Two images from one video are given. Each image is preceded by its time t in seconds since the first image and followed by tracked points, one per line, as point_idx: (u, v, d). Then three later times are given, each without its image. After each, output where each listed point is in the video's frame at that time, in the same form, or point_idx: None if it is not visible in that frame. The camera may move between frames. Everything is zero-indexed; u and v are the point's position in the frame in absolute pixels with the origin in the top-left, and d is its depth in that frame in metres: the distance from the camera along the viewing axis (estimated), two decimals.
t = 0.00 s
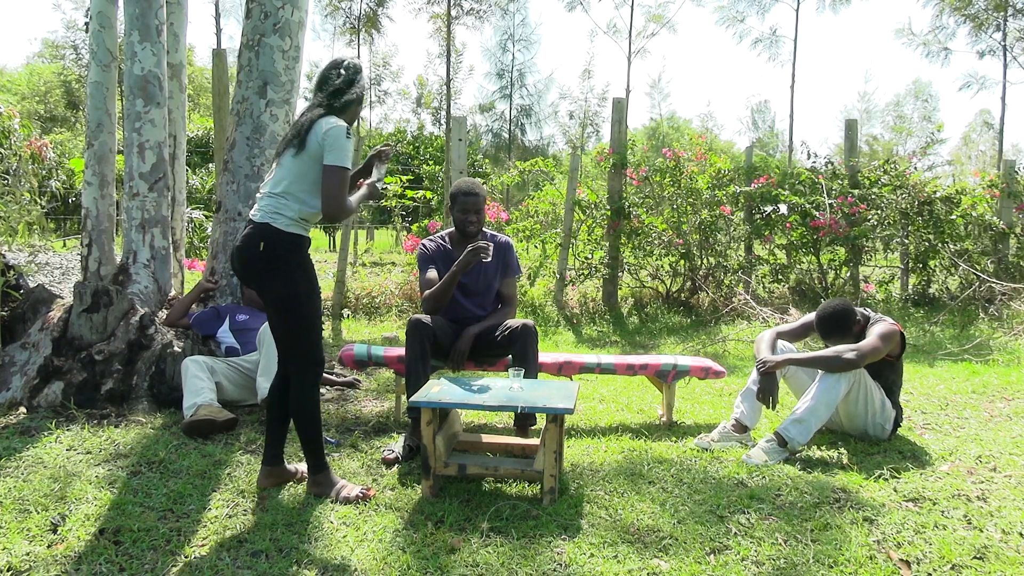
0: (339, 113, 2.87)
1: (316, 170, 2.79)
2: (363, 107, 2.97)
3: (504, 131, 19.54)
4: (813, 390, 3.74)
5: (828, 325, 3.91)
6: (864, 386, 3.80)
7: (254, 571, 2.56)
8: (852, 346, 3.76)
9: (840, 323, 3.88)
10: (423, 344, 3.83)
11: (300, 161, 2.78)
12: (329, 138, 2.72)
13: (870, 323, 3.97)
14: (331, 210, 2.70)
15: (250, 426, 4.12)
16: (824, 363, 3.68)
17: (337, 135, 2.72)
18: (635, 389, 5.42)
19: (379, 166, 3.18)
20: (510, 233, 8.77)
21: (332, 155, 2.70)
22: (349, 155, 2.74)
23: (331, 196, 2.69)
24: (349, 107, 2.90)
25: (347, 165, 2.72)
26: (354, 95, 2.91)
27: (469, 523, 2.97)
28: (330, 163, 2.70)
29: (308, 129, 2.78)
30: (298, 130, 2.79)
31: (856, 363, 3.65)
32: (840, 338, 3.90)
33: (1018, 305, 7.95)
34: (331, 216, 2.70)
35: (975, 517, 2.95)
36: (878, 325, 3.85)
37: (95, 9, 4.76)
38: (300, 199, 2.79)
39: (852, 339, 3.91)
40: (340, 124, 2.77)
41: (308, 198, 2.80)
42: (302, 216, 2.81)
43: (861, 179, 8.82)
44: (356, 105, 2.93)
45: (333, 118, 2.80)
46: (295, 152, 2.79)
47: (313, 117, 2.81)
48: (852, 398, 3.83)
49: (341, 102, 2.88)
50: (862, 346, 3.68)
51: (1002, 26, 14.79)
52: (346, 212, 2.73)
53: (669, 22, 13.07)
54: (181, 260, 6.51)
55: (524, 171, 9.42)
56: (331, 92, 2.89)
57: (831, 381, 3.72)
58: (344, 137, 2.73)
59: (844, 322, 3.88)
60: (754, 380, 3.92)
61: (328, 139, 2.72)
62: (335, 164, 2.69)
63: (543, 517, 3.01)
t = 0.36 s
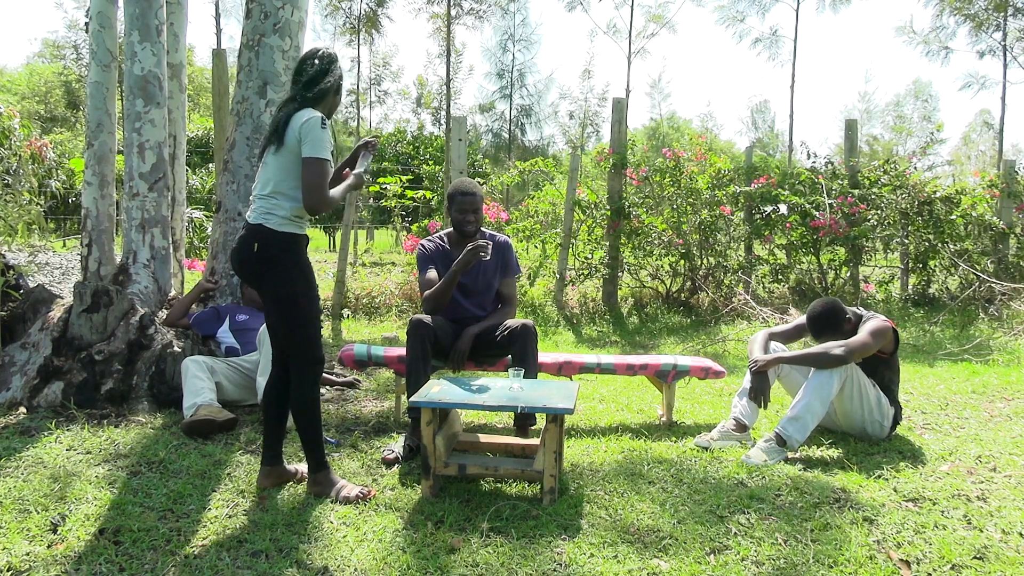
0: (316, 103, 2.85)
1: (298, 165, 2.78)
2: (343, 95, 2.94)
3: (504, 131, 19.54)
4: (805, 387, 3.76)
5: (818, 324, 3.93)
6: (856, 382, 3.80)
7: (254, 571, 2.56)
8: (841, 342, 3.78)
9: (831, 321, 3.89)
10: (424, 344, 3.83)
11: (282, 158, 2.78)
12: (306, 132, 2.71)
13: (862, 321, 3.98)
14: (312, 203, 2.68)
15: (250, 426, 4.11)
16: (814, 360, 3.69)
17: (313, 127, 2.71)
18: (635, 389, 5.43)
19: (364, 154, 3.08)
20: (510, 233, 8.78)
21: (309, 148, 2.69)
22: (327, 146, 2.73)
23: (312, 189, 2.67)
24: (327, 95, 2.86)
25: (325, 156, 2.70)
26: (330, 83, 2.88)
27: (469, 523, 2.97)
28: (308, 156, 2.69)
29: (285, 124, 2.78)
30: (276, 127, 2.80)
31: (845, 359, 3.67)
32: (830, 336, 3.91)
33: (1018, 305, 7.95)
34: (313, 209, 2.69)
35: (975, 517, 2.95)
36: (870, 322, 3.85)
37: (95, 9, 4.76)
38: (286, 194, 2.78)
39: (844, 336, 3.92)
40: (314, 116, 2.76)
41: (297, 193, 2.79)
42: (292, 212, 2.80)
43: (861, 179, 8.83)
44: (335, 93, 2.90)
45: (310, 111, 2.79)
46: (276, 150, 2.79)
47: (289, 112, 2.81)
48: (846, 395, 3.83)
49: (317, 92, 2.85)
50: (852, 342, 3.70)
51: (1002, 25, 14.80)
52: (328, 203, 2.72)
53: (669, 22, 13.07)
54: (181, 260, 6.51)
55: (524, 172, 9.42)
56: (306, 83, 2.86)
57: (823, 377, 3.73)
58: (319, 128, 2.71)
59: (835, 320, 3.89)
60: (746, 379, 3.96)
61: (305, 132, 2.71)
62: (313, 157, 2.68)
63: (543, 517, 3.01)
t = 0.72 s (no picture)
0: (309, 101, 2.84)
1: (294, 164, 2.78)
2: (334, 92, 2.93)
3: (504, 131, 19.53)
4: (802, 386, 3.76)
5: (813, 323, 3.93)
6: (852, 379, 3.80)
7: (254, 571, 2.56)
8: (836, 339, 3.78)
9: (826, 319, 3.90)
10: (423, 343, 3.83)
11: (277, 158, 2.78)
12: (300, 131, 2.71)
13: (858, 319, 3.97)
14: (309, 203, 2.69)
15: (250, 426, 4.12)
16: (810, 358, 3.69)
17: (306, 126, 2.71)
18: (635, 389, 5.43)
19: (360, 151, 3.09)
20: (510, 233, 8.78)
21: (303, 148, 2.69)
22: (321, 145, 2.73)
23: (308, 189, 2.68)
24: (319, 92, 2.86)
25: (320, 155, 2.70)
26: (322, 80, 2.86)
27: (469, 523, 2.97)
28: (303, 155, 2.69)
29: (279, 124, 2.77)
30: (270, 127, 2.79)
31: (839, 356, 3.67)
32: (825, 334, 3.92)
33: (1019, 305, 7.95)
34: (311, 209, 2.70)
35: (975, 517, 2.95)
36: (865, 319, 3.85)
37: (95, 9, 4.76)
38: (284, 193, 2.78)
39: (839, 334, 3.92)
40: (307, 115, 2.75)
41: (295, 192, 2.79)
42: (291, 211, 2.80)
43: (861, 179, 8.83)
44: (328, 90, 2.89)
45: (303, 110, 2.78)
46: (272, 151, 2.79)
47: (281, 111, 2.81)
48: (843, 392, 3.82)
49: (309, 89, 2.84)
50: (846, 339, 3.70)
51: (1002, 26, 14.80)
52: (325, 202, 2.73)
53: (669, 23, 13.06)
54: (181, 260, 6.51)
55: (524, 172, 9.42)
56: (298, 81, 2.85)
57: (819, 374, 3.73)
58: (312, 127, 2.71)
59: (830, 318, 3.90)
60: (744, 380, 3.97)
61: (299, 131, 2.71)
62: (308, 156, 2.68)
63: (543, 517, 3.01)
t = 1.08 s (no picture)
0: (308, 100, 2.84)
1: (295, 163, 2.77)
2: (334, 90, 2.93)
3: (504, 131, 19.52)
4: (803, 386, 3.76)
5: (814, 323, 3.93)
6: (854, 380, 3.80)
7: (254, 571, 2.56)
8: (838, 340, 3.78)
9: (827, 320, 3.91)
10: (422, 343, 3.83)
11: (279, 158, 2.78)
12: (300, 130, 2.71)
13: (859, 319, 3.97)
14: (312, 201, 2.70)
15: (250, 426, 4.11)
16: (812, 359, 3.69)
17: (306, 125, 2.71)
18: (635, 389, 5.43)
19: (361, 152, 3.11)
20: (510, 233, 8.78)
21: (304, 146, 2.69)
22: (322, 143, 2.74)
23: (310, 187, 2.68)
24: (318, 91, 2.86)
25: (321, 153, 2.71)
26: (322, 78, 2.86)
27: (469, 523, 2.97)
28: (304, 154, 2.69)
29: (279, 124, 2.77)
30: (270, 128, 2.79)
31: (842, 357, 3.67)
32: (826, 335, 3.92)
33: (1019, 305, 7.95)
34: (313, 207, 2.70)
35: (975, 517, 2.95)
36: (867, 320, 3.85)
37: (95, 9, 4.75)
38: (286, 192, 2.78)
39: (840, 334, 3.92)
40: (308, 113, 2.75)
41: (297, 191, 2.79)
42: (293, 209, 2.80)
43: (861, 179, 8.83)
44: (327, 88, 2.89)
45: (303, 108, 2.78)
46: (273, 151, 2.79)
47: (281, 111, 2.80)
48: (845, 393, 3.82)
49: (307, 89, 2.84)
50: (848, 340, 3.70)
51: (1002, 26, 14.79)
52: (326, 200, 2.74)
53: (669, 22, 13.06)
54: (181, 260, 6.51)
55: (524, 172, 9.42)
56: (297, 80, 2.85)
57: (820, 374, 3.73)
58: (313, 125, 2.72)
59: (831, 319, 3.90)
60: (745, 380, 3.97)
61: (299, 130, 2.71)
62: (309, 155, 2.69)
63: (543, 517, 3.01)
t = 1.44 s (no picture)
0: (312, 101, 2.85)
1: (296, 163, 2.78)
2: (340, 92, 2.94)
3: (504, 131, 19.51)
4: (803, 387, 3.76)
5: (815, 323, 3.93)
6: (854, 380, 3.80)
7: (254, 571, 2.56)
8: (839, 340, 3.78)
9: (827, 320, 3.91)
10: (423, 343, 3.83)
11: (280, 159, 2.79)
12: (300, 131, 2.71)
13: (860, 320, 3.96)
14: (305, 202, 2.68)
15: (250, 426, 4.11)
16: (812, 359, 3.69)
17: (307, 126, 2.72)
18: (635, 389, 5.43)
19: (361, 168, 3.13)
20: (510, 233, 8.79)
21: (303, 146, 2.69)
22: (321, 144, 2.74)
23: (305, 186, 2.67)
24: (322, 92, 2.86)
25: (318, 155, 2.71)
26: (326, 80, 2.86)
27: (469, 523, 2.97)
28: (301, 154, 2.69)
29: (281, 125, 2.79)
30: (272, 128, 2.80)
31: (842, 357, 3.67)
32: (827, 335, 3.92)
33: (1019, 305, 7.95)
34: (305, 208, 2.69)
35: (975, 517, 2.95)
36: (868, 320, 3.84)
37: (95, 9, 4.75)
38: (285, 193, 2.79)
39: (841, 335, 3.93)
40: (309, 114, 2.76)
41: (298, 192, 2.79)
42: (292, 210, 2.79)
43: (861, 179, 8.83)
44: (332, 90, 2.88)
45: (304, 109, 2.79)
46: (275, 152, 2.80)
47: (284, 111, 2.83)
48: (845, 393, 3.82)
49: (309, 89, 2.84)
50: (849, 341, 3.70)
51: (1002, 26, 14.80)
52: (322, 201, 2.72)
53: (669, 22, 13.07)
54: (181, 260, 6.51)
55: (524, 172, 9.42)
56: (301, 81, 2.86)
57: (820, 375, 3.73)
58: (313, 126, 2.73)
59: (831, 319, 3.91)
60: (745, 380, 3.97)
61: (299, 130, 2.72)
62: (306, 155, 2.69)
63: (543, 517, 3.01)
